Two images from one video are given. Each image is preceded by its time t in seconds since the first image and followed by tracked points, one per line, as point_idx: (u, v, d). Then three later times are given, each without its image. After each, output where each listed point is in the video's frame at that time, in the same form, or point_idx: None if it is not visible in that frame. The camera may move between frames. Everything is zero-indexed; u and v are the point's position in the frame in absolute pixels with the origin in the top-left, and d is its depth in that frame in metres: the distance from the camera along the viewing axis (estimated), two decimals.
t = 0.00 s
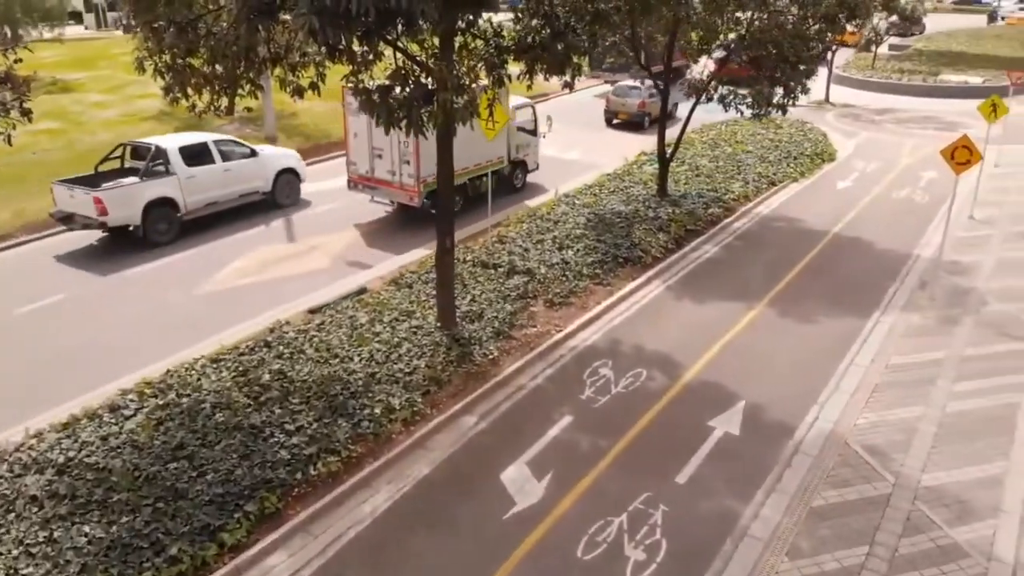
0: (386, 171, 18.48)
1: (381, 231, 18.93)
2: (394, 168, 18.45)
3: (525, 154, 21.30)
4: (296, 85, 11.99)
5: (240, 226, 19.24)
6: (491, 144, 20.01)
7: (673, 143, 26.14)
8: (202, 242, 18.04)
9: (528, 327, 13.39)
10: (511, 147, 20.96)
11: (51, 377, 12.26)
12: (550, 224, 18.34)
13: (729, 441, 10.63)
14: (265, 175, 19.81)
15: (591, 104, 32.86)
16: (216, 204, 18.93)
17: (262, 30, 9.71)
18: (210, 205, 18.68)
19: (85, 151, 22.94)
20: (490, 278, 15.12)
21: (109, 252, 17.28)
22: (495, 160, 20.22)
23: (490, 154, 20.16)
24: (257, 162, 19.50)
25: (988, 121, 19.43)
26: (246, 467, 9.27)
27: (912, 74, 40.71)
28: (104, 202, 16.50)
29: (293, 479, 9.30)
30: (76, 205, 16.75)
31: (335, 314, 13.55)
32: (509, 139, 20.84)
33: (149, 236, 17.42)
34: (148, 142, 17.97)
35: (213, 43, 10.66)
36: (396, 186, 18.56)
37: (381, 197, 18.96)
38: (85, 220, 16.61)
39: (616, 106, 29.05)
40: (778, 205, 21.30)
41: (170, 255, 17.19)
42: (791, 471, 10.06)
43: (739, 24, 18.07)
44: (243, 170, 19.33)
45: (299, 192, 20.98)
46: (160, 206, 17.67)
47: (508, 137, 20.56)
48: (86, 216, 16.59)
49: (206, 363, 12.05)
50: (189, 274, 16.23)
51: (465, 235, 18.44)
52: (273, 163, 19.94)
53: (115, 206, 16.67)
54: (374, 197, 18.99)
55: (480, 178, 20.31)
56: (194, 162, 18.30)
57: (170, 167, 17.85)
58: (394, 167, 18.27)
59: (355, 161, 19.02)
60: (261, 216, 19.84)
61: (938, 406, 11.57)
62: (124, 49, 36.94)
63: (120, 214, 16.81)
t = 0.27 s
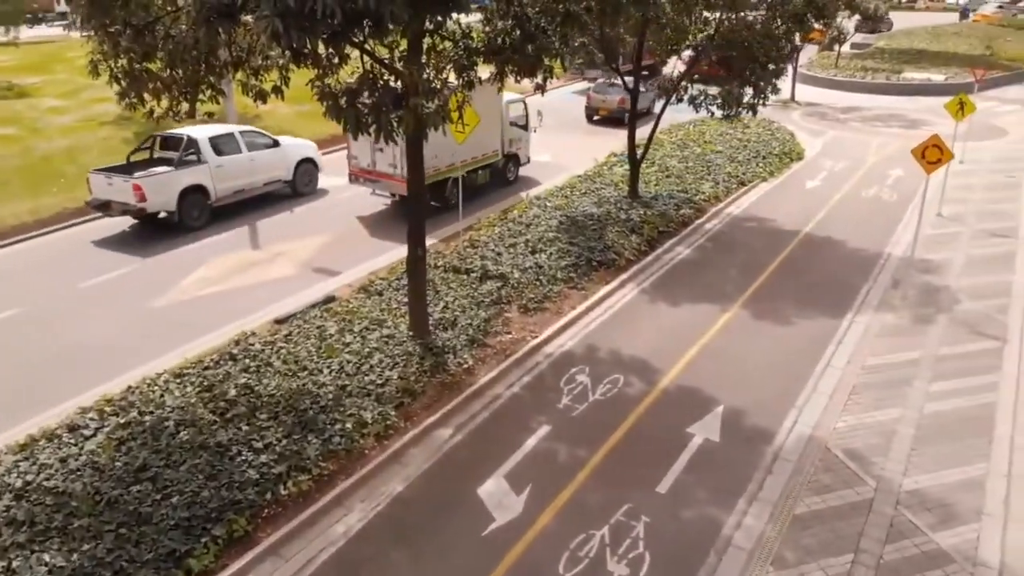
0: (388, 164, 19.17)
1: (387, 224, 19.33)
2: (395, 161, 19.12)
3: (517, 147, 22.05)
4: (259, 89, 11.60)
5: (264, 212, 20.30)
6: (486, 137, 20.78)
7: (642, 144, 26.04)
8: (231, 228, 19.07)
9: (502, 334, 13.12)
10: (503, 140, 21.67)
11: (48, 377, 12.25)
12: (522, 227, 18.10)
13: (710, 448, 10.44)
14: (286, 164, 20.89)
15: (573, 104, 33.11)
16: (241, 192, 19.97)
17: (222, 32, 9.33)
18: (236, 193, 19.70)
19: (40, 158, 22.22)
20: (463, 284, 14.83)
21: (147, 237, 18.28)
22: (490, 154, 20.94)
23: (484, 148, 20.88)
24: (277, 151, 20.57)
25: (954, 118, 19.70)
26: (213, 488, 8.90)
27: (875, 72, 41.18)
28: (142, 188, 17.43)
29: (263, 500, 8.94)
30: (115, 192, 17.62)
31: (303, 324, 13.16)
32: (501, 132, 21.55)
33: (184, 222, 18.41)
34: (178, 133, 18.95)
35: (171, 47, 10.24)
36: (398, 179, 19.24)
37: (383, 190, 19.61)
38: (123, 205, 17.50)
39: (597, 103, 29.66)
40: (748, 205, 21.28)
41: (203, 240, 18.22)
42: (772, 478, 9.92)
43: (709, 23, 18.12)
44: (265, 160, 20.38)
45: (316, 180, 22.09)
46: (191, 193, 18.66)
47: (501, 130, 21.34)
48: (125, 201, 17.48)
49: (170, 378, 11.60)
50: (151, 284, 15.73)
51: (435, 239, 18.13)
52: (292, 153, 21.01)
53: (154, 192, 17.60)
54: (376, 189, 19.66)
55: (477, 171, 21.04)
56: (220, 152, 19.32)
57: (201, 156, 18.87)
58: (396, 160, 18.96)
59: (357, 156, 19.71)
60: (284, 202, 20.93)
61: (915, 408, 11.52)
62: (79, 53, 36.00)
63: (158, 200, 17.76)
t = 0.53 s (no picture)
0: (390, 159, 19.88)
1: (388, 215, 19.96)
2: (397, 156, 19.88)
3: (513, 142, 22.88)
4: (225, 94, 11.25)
5: (283, 201, 21.33)
6: (482, 134, 21.57)
7: (615, 145, 25.92)
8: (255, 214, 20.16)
9: (480, 342, 12.85)
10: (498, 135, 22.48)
11: (45, 377, 12.28)
12: (497, 231, 17.86)
13: (694, 456, 10.27)
14: (303, 154, 21.99)
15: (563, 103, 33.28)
16: (264, 180, 21.08)
17: (187, 35, 8.97)
18: (258, 181, 20.76)
19: None
20: (438, 290, 14.56)
21: (179, 222, 19.36)
22: (486, 148, 21.73)
23: (481, 143, 21.67)
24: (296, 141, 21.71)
25: (925, 116, 19.89)
26: (184, 510, 8.54)
27: (842, 71, 41.53)
28: (175, 176, 18.40)
29: (236, 521, 8.59)
30: (147, 180, 18.57)
31: (274, 335, 12.81)
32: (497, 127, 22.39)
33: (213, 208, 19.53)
34: (205, 124, 20.00)
35: (133, 50, 9.86)
36: (400, 173, 20.02)
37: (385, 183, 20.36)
38: (157, 192, 18.46)
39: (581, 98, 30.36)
40: (723, 205, 21.23)
41: (231, 225, 19.31)
42: (757, 484, 9.78)
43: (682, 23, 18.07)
44: (285, 150, 21.50)
45: (330, 170, 23.22)
46: (218, 181, 19.70)
47: (497, 127, 22.19)
48: (158, 188, 18.44)
49: (137, 394, 11.20)
50: (117, 294, 15.27)
51: (409, 244, 17.84)
52: (310, 144, 22.15)
53: (185, 179, 18.59)
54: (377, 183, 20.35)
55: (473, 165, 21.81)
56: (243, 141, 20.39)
57: (228, 146, 19.93)
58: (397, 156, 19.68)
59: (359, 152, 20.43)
60: (301, 192, 21.99)
61: (897, 409, 11.46)
62: (39, 56, 35.14)
63: (189, 187, 18.73)
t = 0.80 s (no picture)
0: (391, 153, 20.65)
1: (391, 206, 20.64)
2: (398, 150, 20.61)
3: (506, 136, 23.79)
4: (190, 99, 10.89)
5: (300, 189, 22.54)
6: (477, 129, 22.43)
7: (588, 146, 25.78)
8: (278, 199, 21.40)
9: (458, 349, 12.58)
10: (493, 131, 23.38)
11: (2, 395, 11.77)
12: (473, 234, 17.61)
13: (678, 464, 10.11)
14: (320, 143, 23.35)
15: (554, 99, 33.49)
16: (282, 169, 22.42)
17: (150, 39, 8.62)
18: (279, 170, 22.03)
19: None
20: (414, 297, 14.29)
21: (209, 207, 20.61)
22: (481, 142, 22.58)
23: (476, 137, 22.50)
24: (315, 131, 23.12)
25: (897, 115, 20.00)
26: (154, 533, 8.19)
27: (811, 70, 41.79)
28: (205, 164, 19.64)
29: (209, 544, 8.27)
30: (177, 168, 19.76)
31: (245, 347, 12.45)
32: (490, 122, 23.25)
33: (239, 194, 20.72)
34: (230, 116, 21.28)
35: (93, 54, 9.47)
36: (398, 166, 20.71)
37: (386, 175, 21.10)
38: (189, 179, 19.66)
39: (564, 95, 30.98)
40: (698, 206, 21.17)
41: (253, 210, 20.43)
42: (742, 492, 9.64)
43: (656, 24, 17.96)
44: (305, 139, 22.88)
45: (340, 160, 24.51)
46: (244, 169, 20.98)
47: (490, 122, 23.09)
48: (190, 176, 19.63)
49: (102, 411, 10.79)
50: (80, 305, 14.79)
51: (383, 249, 17.53)
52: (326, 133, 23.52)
53: (214, 167, 19.81)
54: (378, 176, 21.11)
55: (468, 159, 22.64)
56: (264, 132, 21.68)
57: (251, 136, 21.26)
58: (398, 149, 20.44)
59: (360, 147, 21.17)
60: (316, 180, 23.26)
61: (879, 412, 11.40)
62: None
63: (218, 174, 19.97)
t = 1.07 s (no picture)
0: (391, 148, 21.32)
1: (391, 199, 21.25)
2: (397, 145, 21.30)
3: (498, 131, 24.60)
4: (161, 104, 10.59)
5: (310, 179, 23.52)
6: (472, 125, 23.17)
7: (567, 148, 25.64)
8: (295, 188, 22.47)
9: (439, 357, 12.34)
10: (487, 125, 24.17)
11: None
12: (453, 238, 17.40)
13: (665, 471, 9.95)
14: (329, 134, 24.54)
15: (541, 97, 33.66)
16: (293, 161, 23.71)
17: (118, 43, 8.34)
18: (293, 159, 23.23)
19: None
20: (394, 303, 14.04)
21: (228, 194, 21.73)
22: (476, 137, 23.35)
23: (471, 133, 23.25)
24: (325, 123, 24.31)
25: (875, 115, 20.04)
26: (128, 556, 7.90)
27: (786, 69, 41.97)
28: (224, 155, 20.84)
29: (185, 565, 7.98)
30: (198, 159, 20.94)
31: (221, 358, 12.16)
32: (485, 117, 24.04)
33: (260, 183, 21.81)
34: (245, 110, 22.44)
35: (60, 59, 9.16)
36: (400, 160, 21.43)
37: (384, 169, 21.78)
38: (208, 169, 20.85)
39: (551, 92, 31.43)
40: (677, 207, 21.09)
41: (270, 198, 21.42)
42: (730, 500, 9.51)
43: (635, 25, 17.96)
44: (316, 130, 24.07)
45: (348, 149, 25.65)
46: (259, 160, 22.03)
47: (484, 118, 23.86)
48: (210, 166, 20.85)
49: (73, 427, 10.45)
50: (49, 316, 14.39)
51: (361, 254, 17.26)
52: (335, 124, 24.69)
53: (233, 158, 20.99)
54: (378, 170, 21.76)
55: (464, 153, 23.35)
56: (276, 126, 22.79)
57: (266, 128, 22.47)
58: (399, 144, 21.10)
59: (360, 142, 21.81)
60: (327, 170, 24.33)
61: (865, 415, 11.34)
62: None
63: (237, 164, 21.15)
